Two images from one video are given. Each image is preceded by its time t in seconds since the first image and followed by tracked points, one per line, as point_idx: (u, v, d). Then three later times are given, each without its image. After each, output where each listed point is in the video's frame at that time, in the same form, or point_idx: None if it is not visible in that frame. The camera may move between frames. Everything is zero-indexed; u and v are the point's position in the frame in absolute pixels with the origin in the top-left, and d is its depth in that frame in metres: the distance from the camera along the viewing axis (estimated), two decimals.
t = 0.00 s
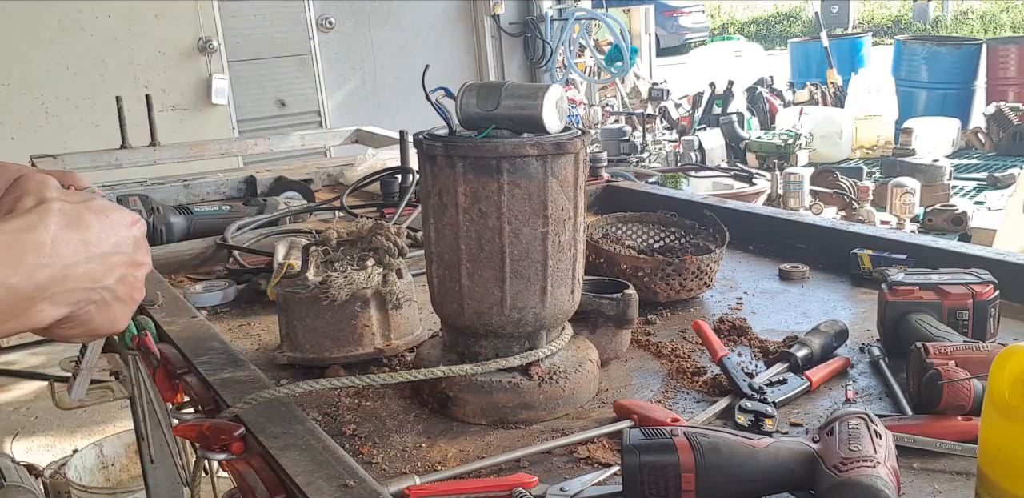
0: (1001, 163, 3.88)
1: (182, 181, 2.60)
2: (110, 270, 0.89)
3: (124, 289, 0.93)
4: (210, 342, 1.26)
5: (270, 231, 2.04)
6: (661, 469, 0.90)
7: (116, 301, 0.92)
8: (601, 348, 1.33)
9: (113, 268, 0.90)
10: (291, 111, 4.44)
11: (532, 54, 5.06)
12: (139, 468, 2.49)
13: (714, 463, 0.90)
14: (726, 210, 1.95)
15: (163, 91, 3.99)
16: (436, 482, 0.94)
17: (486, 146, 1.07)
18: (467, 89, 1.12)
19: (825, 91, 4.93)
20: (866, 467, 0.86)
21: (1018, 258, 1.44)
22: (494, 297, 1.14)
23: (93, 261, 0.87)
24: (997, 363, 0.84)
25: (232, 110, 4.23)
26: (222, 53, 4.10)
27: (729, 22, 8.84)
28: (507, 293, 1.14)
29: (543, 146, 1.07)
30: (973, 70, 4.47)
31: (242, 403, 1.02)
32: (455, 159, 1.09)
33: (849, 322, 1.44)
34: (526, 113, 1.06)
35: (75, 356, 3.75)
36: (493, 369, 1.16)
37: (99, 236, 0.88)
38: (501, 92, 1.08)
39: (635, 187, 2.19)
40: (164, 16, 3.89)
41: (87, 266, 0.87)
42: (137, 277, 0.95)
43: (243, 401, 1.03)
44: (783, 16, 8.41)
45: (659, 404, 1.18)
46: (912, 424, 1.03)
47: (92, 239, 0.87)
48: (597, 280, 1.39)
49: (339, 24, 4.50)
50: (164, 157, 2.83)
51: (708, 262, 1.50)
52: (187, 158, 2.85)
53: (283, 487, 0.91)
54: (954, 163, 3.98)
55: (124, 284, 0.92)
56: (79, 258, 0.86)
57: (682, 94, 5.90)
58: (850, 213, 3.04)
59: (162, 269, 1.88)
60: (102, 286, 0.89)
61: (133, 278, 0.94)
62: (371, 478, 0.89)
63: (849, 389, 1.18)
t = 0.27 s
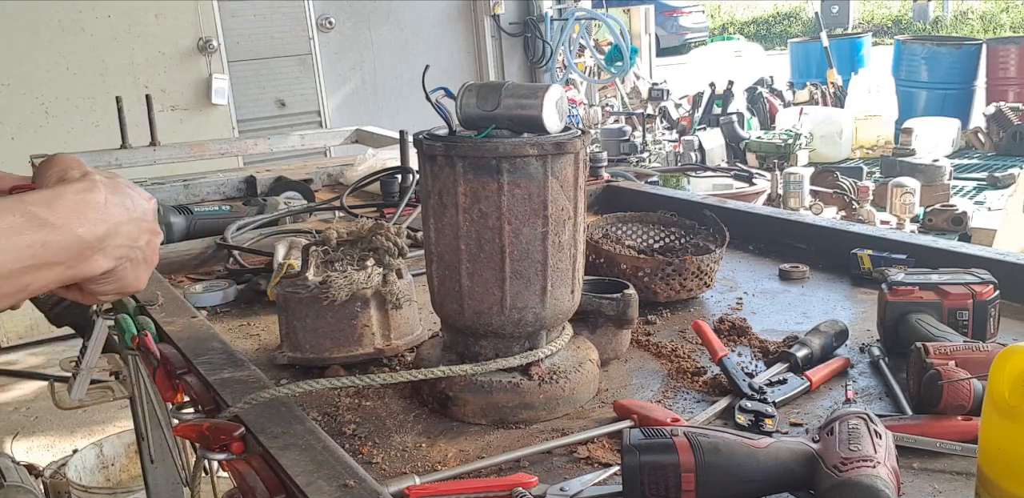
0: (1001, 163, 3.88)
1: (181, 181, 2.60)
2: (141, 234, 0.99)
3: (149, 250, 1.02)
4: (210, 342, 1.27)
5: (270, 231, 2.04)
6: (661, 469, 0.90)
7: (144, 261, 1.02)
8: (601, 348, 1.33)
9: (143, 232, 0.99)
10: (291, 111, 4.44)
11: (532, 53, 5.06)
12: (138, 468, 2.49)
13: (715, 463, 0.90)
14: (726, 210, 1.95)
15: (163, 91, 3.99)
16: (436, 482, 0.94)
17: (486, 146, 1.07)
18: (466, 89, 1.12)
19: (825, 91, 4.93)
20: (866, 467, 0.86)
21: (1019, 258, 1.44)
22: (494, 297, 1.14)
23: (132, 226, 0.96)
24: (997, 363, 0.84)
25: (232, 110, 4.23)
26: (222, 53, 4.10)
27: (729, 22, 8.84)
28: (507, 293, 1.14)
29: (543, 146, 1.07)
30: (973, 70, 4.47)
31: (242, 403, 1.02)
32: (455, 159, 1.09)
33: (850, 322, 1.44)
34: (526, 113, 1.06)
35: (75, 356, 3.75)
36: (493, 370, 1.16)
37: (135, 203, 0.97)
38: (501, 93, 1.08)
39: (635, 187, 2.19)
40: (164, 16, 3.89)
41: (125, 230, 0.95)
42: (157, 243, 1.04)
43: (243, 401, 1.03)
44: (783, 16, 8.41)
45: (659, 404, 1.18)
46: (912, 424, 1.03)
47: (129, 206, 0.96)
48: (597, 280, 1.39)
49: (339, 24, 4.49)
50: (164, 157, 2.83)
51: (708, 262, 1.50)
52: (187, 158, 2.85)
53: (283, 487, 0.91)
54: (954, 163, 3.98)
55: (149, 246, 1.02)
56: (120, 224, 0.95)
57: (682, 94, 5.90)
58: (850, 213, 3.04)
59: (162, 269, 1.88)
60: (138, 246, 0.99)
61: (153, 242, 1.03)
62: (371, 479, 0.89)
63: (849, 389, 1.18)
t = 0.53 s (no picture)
0: (1001, 163, 3.88)
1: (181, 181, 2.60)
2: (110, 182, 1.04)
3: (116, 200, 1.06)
4: (211, 342, 1.27)
5: (270, 231, 2.04)
6: (661, 469, 0.90)
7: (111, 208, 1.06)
8: (601, 348, 1.33)
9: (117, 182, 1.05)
10: (291, 111, 4.44)
11: (532, 53, 5.06)
12: (138, 468, 2.49)
13: (715, 463, 0.90)
14: (726, 210, 1.95)
15: (163, 91, 3.99)
16: (436, 482, 0.94)
17: (486, 146, 1.07)
18: (466, 88, 1.12)
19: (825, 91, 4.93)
20: (866, 467, 0.86)
21: (1019, 258, 1.44)
22: (494, 297, 1.14)
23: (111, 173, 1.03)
24: (997, 363, 0.84)
25: (232, 110, 4.23)
26: (222, 53, 4.10)
27: (729, 21, 8.84)
28: (507, 293, 1.14)
29: (543, 146, 1.07)
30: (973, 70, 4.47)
31: (242, 403, 1.02)
32: (455, 159, 1.09)
33: (849, 322, 1.44)
34: (525, 112, 1.06)
35: (75, 356, 3.75)
36: (493, 370, 1.16)
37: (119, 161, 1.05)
38: (501, 92, 1.08)
39: (636, 187, 2.19)
40: (164, 16, 3.89)
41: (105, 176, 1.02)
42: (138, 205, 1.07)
43: (243, 401, 1.03)
44: (783, 16, 8.41)
45: (659, 405, 1.18)
46: (912, 424, 1.03)
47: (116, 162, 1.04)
48: (597, 280, 1.39)
49: (339, 24, 4.49)
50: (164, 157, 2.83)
51: (708, 262, 1.50)
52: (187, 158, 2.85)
53: (283, 487, 0.91)
54: (954, 163, 3.98)
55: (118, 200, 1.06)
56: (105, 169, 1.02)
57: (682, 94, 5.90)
58: (850, 213, 3.04)
59: (162, 269, 1.88)
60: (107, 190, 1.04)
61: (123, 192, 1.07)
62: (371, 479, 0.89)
63: (850, 389, 1.18)
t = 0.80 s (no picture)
0: (1001, 163, 3.88)
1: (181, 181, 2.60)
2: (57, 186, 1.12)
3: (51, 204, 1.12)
4: (211, 342, 1.27)
5: (270, 231, 2.04)
6: (661, 469, 0.90)
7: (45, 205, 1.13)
8: (601, 348, 1.33)
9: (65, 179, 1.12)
10: (291, 111, 4.44)
11: (532, 53, 5.06)
12: (138, 468, 2.49)
13: (714, 463, 0.90)
14: (726, 210, 1.95)
15: (163, 91, 3.99)
16: (436, 482, 0.94)
17: (486, 146, 1.07)
18: (465, 88, 1.12)
19: (825, 91, 4.93)
20: (866, 467, 0.86)
21: (1019, 258, 1.44)
22: (494, 297, 1.14)
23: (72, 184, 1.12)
24: (997, 363, 0.84)
25: (232, 110, 4.23)
26: (222, 53, 4.10)
27: (728, 21, 8.84)
28: (507, 293, 1.14)
29: (543, 146, 1.07)
30: (974, 70, 4.47)
31: (242, 403, 1.02)
32: (455, 159, 1.09)
33: (850, 322, 1.44)
34: (525, 112, 1.06)
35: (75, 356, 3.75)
36: (493, 370, 1.16)
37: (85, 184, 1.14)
38: (502, 91, 1.08)
39: (635, 187, 2.19)
40: (164, 16, 3.89)
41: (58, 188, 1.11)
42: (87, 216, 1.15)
43: (243, 401, 1.03)
44: (783, 16, 8.42)
45: (659, 404, 1.18)
46: (912, 424, 1.03)
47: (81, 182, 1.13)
48: (596, 280, 1.39)
49: (339, 23, 4.49)
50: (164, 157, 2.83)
51: (708, 262, 1.50)
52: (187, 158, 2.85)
53: (283, 487, 0.91)
54: (954, 163, 3.98)
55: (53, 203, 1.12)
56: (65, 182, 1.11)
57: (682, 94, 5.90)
58: (850, 213, 3.04)
59: (162, 269, 1.88)
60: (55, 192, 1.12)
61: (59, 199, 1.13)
62: (372, 479, 0.89)
63: (849, 389, 1.18)
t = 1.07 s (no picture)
0: (1001, 163, 3.88)
1: (182, 181, 2.60)
2: None
3: None
4: (210, 342, 1.27)
5: (270, 231, 2.05)
6: (661, 469, 0.90)
7: None
8: (601, 348, 1.33)
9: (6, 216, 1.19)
10: (291, 111, 4.44)
11: (532, 53, 5.06)
12: (138, 468, 2.49)
13: (714, 463, 0.90)
14: (726, 210, 1.95)
15: (163, 90, 3.99)
16: (436, 482, 0.94)
17: (486, 146, 1.07)
18: (465, 89, 1.12)
19: (825, 91, 4.93)
20: (866, 467, 0.86)
21: (1018, 258, 1.44)
22: (494, 297, 1.14)
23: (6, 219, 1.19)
24: (998, 363, 0.84)
25: (232, 110, 4.23)
26: (222, 53, 4.10)
27: (728, 21, 8.84)
28: (507, 293, 1.14)
29: (543, 146, 1.07)
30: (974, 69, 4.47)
31: (242, 403, 1.02)
32: (455, 159, 1.09)
33: (850, 322, 1.44)
34: (525, 113, 1.06)
35: (75, 356, 3.75)
36: (494, 370, 1.16)
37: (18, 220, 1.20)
38: (502, 92, 1.08)
39: (635, 187, 2.19)
40: (164, 15, 3.89)
41: None
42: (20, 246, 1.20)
43: (243, 401, 1.03)
44: (783, 16, 8.42)
45: (659, 404, 1.18)
46: (913, 424, 1.03)
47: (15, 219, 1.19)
48: (596, 280, 1.39)
49: (339, 23, 4.49)
50: (164, 157, 2.83)
51: (708, 262, 1.50)
52: (187, 158, 2.85)
53: (283, 487, 0.91)
54: (954, 163, 3.98)
55: None
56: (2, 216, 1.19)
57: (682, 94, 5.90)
58: (850, 213, 3.04)
59: (163, 269, 1.89)
60: None
61: None
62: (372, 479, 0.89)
63: (849, 389, 1.18)
